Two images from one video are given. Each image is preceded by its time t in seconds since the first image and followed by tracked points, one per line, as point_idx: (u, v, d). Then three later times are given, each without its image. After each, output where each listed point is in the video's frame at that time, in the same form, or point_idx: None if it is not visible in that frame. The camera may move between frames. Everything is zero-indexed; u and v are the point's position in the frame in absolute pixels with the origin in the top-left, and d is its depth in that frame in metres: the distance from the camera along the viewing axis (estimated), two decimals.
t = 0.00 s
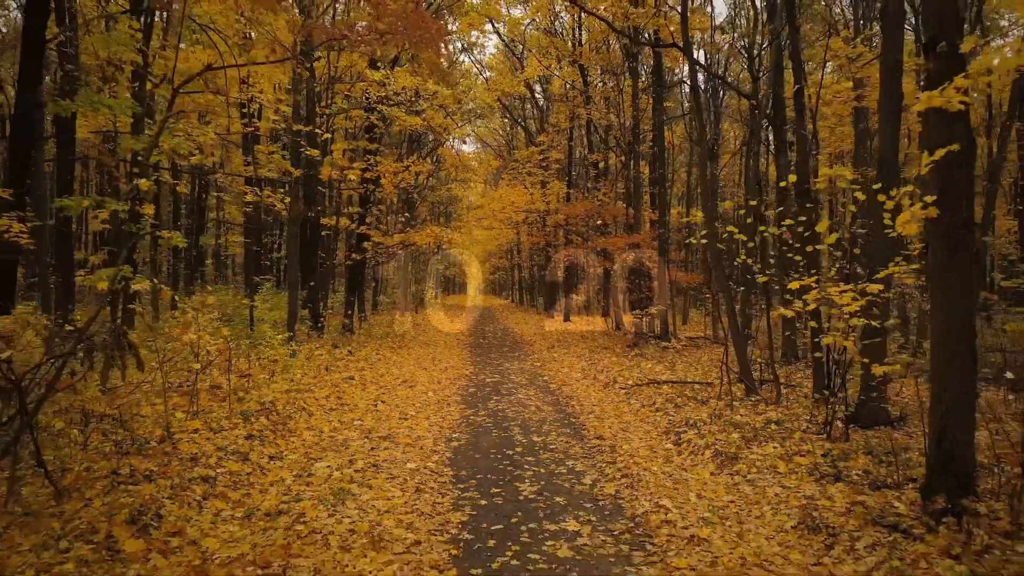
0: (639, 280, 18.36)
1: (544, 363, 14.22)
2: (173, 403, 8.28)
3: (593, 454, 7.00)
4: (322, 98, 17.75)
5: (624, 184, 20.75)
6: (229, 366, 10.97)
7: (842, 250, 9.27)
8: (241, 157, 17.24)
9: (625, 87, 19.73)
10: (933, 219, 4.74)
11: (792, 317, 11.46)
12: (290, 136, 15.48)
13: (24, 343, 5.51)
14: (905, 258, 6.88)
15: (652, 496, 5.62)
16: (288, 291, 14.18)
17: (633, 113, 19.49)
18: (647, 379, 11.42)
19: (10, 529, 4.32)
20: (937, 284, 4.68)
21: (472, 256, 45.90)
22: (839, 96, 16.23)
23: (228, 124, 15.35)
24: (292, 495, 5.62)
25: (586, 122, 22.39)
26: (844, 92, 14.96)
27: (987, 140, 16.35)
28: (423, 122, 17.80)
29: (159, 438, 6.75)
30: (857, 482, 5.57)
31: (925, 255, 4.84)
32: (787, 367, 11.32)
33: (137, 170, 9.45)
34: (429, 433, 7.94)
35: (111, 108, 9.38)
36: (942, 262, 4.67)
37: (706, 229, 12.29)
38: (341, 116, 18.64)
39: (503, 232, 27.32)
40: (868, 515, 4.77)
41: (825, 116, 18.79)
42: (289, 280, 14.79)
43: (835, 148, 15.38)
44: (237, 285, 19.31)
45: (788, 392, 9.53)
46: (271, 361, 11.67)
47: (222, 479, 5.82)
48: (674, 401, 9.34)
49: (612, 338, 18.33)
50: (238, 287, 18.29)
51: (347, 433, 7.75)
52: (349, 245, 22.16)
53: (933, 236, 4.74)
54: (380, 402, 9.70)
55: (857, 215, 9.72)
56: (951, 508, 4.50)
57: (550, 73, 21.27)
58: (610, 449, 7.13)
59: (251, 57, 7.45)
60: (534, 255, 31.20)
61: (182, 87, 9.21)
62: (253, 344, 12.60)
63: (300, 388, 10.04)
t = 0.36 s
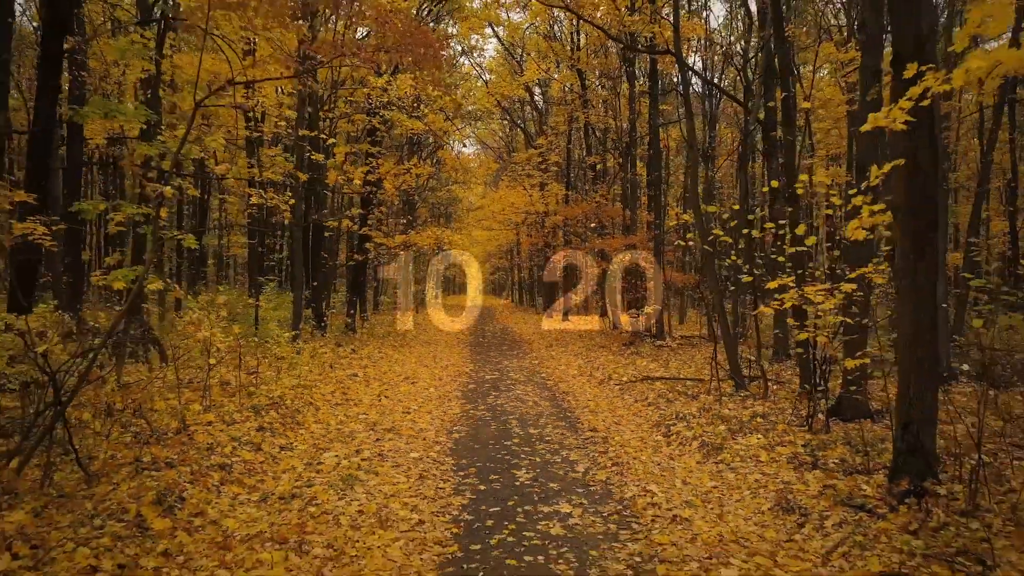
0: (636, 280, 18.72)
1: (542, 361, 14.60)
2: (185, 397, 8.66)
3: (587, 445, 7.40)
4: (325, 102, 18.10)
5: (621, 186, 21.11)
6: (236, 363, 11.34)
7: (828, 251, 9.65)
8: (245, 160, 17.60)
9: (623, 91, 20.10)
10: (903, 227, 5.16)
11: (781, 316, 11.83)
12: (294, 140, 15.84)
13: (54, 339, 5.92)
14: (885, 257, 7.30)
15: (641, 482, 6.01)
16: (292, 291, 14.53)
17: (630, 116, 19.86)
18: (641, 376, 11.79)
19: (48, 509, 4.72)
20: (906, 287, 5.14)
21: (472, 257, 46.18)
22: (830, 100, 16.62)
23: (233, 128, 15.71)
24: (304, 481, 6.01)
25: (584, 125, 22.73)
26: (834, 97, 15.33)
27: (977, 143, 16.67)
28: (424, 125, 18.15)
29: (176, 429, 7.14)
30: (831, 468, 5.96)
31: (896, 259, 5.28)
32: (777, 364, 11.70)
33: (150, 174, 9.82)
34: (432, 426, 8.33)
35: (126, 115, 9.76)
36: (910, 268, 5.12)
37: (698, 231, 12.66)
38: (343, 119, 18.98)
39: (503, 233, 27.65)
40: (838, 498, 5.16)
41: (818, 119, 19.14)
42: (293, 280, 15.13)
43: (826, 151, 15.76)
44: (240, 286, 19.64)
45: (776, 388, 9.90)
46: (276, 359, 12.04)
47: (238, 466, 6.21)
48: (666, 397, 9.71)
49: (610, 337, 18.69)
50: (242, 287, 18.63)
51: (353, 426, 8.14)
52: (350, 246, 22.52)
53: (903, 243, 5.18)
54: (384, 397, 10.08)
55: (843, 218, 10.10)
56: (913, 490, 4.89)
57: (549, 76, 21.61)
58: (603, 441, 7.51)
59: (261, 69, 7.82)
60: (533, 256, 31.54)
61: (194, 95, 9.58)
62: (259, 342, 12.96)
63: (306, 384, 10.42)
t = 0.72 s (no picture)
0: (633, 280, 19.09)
1: (540, 359, 14.94)
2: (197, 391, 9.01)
3: (581, 436, 7.77)
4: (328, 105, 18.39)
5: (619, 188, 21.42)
6: (244, 359, 11.69)
7: (815, 252, 10.01)
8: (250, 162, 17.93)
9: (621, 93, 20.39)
10: (873, 231, 5.54)
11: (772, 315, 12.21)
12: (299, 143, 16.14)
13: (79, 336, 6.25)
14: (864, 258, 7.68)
15: (630, 470, 6.39)
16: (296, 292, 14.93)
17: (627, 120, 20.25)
18: (636, 372, 12.16)
19: (80, 492, 5.11)
20: (874, 287, 5.54)
21: (472, 258, 46.46)
22: (822, 104, 17.00)
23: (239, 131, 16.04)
24: (313, 469, 6.38)
25: (583, 127, 23.01)
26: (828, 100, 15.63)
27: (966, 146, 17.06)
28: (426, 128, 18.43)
29: (191, 420, 7.49)
30: (810, 457, 6.34)
31: (867, 261, 5.65)
32: (767, 362, 12.08)
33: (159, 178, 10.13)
34: (433, 419, 8.70)
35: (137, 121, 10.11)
36: (877, 268, 5.52)
37: (692, 233, 13.05)
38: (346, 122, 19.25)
39: (502, 233, 27.96)
40: (813, 483, 5.54)
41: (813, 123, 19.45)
42: (299, 281, 15.59)
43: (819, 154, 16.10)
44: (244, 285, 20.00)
45: (765, 384, 10.27)
46: (282, 356, 12.40)
47: (251, 455, 6.59)
48: (659, 392, 10.09)
49: (607, 336, 19.03)
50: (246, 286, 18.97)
51: (358, 420, 8.50)
52: (353, 246, 22.89)
53: (870, 245, 5.58)
54: (386, 393, 10.45)
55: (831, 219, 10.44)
56: (882, 475, 5.29)
57: (549, 78, 21.88)
58: (598, 432, 7.89)
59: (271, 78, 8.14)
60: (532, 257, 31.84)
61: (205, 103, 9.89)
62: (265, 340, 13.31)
63: (311, 381, 10.76)
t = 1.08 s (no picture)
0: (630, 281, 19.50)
1: (538, 358, 15.32)
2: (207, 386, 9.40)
3: (576, 428, 8.16)
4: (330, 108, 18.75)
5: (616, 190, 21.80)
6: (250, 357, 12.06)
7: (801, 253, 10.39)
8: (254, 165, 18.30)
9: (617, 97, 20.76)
10: (846, 234, 5.91)
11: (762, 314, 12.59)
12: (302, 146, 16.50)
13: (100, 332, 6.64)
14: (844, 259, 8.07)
15: (621, 458, 6.78)
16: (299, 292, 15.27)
17: (624, 122, 20.63)
18: (630, 369, 12.54)
19: (107, 476, 5.51)
20: (847, 286, 5.92)
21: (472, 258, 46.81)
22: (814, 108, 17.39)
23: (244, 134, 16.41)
24: (321, 457, 6.77)
25: (580, 129, 23.36)
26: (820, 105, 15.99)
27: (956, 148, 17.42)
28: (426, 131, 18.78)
29: (204, 412, 7.88)
30: (790, 445, 6.73)
31: (840, 262, 6.03)
32: (758, 359, 12.46)
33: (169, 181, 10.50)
34: (434, 413, 9.08)
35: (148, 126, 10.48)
36: (850, 269, 5.90)
37: (685, 234, 13.44)
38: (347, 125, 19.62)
39: (501, 234, 28.31)
40: (791, 469, 5.94)
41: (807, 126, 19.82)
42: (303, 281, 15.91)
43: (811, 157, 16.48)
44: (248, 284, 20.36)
45: (754, 380, 10.65)
46: (287, 353, 12.78)
47: (263, 444, 6.98)
48: (652, 388, 10.46)
49: (605, 335, 19.39)
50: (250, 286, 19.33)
51: (363, 413, 8.88)
52: (354, 247, 23.25)
53: (844, 247, 5.96)
54: (388, 388, 10.83)
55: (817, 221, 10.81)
56: (852, 461, 5.69)
57: (547, 81, 22.24)
58: (591, 425, 8.28)
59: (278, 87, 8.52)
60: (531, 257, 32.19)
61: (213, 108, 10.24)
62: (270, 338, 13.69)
63: (316, 377, 11.14)
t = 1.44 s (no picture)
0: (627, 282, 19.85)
1: (537, 356, 15.67)
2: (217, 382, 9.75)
3: (571, 421, 8.53)
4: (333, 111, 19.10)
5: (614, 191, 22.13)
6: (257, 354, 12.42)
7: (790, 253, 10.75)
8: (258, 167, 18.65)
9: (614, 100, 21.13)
10: (824, 235, 6.28)
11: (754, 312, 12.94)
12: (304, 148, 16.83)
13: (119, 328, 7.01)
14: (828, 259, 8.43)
15: (613, 448, 7.15)
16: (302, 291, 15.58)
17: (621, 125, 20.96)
18: (626, 367, 12.88)
19: (129, 463, 5.88)
20: (825, 284, 6.29)
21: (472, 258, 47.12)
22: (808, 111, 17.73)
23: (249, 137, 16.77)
24: (328, 447, 7.13)
25: (579, 131, 23.71)
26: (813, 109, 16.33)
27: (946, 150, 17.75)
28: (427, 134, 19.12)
29: (215, 406, 8.25)
30: (773, 436, 7.09)
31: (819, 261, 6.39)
32: (750, 356, 12.80)
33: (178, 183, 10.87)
34: (435, 407, 9.43)
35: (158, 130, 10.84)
36: (828, 268, 6.26)
37: (680, 235, 13.79)
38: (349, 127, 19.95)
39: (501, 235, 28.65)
40: (772, 457, 6.31)
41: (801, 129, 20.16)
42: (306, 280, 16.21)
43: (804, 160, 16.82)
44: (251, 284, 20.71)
45: (745, 376, 11.01)
46: (292, 351, 13.13)
47: (272, 435, 7.35)
48: (646, 384, 10.81)
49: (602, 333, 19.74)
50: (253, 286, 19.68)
51: (367, 407, 9.24)
52: (356, 247, 23.58)
53: (823, 247, 6.32)
54: (391, 384, 11.19)
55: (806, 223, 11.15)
56: (829, 449, 6.06)
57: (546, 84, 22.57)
58: (586, 418, 8.64)
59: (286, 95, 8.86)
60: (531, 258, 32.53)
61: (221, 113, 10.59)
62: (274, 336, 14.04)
63: (321, 374, 11.49)
